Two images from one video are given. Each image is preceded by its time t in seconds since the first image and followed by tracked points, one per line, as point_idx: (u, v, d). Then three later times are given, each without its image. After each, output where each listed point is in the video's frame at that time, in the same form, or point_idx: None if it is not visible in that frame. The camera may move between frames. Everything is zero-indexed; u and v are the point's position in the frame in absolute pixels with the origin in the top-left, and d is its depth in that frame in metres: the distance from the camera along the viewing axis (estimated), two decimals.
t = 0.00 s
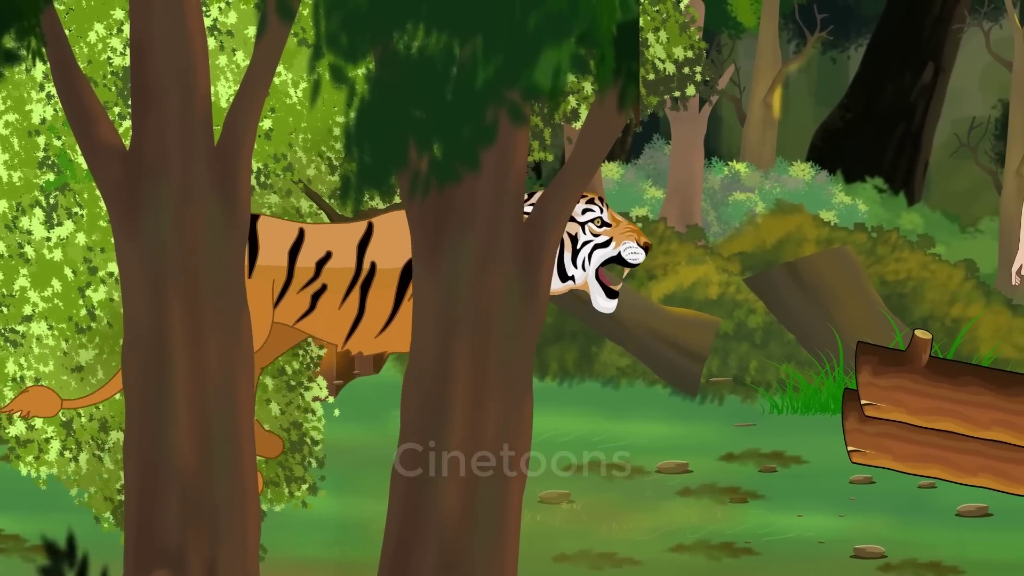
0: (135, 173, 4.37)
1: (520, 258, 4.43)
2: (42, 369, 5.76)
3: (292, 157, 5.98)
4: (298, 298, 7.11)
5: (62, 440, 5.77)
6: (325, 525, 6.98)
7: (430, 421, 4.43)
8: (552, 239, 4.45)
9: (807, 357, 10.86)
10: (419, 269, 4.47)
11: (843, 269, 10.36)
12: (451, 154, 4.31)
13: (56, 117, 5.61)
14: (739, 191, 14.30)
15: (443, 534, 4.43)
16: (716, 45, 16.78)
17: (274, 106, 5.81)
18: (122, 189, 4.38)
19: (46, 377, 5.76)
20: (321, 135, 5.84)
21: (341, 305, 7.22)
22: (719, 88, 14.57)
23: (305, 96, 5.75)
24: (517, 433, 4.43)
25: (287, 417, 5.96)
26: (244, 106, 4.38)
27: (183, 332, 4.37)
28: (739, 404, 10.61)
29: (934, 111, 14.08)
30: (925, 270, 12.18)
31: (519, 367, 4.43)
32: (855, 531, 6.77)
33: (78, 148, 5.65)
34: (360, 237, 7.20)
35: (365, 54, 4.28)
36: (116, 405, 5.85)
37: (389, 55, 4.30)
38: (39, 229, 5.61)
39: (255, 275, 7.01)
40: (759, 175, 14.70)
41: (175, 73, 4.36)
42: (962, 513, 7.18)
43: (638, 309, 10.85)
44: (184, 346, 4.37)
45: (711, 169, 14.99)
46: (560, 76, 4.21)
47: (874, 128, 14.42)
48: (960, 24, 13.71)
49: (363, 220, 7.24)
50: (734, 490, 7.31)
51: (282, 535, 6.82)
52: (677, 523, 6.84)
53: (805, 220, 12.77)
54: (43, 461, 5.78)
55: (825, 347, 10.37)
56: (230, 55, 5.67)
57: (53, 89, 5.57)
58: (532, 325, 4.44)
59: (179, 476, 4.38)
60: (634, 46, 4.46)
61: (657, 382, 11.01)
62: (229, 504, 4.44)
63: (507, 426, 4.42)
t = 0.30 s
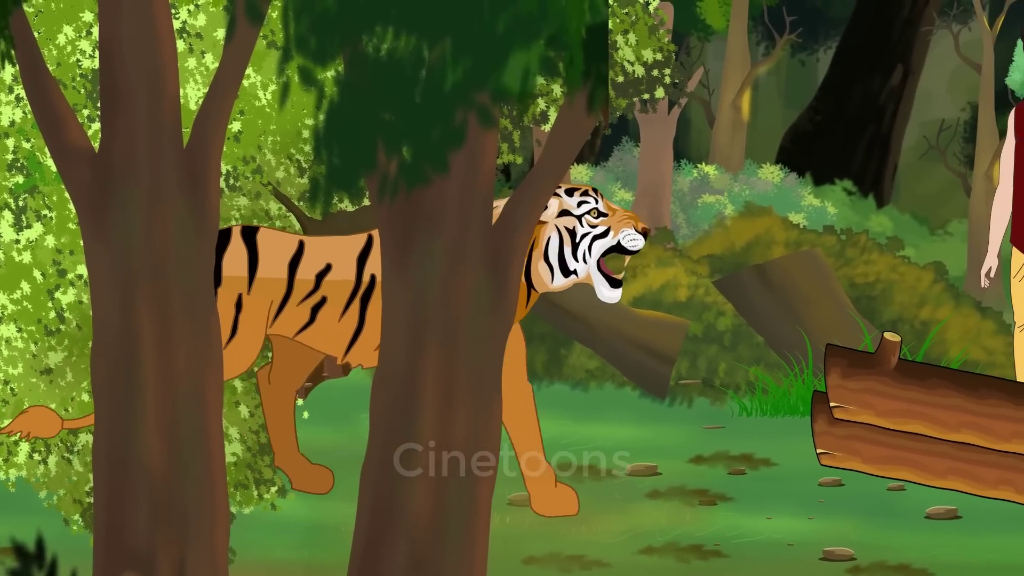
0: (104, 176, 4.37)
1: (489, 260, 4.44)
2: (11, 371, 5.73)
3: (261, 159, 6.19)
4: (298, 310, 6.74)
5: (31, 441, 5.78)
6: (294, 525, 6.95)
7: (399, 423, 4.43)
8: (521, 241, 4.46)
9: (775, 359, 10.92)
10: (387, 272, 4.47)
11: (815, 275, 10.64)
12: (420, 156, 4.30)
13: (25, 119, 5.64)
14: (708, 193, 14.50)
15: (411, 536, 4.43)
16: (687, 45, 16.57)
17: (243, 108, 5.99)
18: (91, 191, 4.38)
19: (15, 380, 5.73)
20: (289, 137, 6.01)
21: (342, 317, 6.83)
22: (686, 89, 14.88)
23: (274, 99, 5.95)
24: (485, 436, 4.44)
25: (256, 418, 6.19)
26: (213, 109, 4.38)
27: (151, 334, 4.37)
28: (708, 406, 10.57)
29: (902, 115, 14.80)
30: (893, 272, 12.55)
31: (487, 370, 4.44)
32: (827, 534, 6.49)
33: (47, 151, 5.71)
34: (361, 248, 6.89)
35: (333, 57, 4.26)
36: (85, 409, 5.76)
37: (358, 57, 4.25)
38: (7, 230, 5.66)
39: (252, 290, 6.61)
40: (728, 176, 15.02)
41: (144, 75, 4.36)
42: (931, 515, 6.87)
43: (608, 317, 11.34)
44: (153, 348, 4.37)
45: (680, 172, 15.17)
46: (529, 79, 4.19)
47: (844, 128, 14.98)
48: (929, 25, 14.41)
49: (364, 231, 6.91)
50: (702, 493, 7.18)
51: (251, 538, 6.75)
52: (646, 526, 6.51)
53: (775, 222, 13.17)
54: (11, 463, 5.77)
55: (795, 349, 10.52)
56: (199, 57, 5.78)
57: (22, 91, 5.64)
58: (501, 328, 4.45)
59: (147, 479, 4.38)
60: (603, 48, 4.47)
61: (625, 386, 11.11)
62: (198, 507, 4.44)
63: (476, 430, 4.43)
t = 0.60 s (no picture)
0: (74, 178, 4.36)
1: (458, 261, 4.44)
2: None
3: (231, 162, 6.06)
4: (297, 305, 6.82)
5: None
6: (263, 527, 6.90)
7: (368, 425, 4.43)
8: (490, 241, 4.47)
9: (745, 362, 10.69)
10: (356, 274, 4.47)
11: (784, 278, 10.43)
12: (389, 158, 4.29)
13: None
14: (677, 196, 13.81)
15: (381, 537, 4.44)
16: (654, 46, 15.79)
17: (212, 110, 5.84)
18: (60, 194, 4.37)
19: None
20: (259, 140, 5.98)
21: (341, 312, 6.84)
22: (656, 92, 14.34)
23: (243, 101, 5.82)
24: (455, 437, 4.44)
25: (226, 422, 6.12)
26: (182, 112, 4.40)
27: (120, 335, 4.36)
28: (677, 409, 10.34)
29: (872, 116, 14.15)
30: (862, 274, 12.28)
31: (457, 371, 4.45)
32: (795, 536, 6.48)
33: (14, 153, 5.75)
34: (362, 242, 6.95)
35: (302, 59, 4.24)
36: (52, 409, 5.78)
37: (327, 59, 4.23)
38: None
39: (253, 282, 6.75)
40: (697, 180, 14.15)
41: (114, 78, 4.36)
42: (900, 517, 6.80)
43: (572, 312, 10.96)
44: (122, 350, 4.36)
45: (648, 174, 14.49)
46: (499, 82, 4.18)
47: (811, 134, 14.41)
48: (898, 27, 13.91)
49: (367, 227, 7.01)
50: (672, 495, 7.16)
51: (219, 538, 6.73)
52: (615, 529, 6.49)
53: (743, 224, 12.72)
54: None
55: (764, 352, 10.30)
56: (167, 60, 5.73)
57: None
58: (470, 329, 4.45)
59: (117, 481, 4.38)
60: (572, 50, 4.44)
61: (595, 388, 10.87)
62: (167, 507, 4.45)
63: (445, 431, 4.43)
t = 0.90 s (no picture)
0: (43, 180, 4.34)
1: (427, 265, 4.46)
2: None
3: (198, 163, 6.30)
4: (298, 310, 6.87)
5: None
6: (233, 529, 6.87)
7: (336, 428, 4.43)
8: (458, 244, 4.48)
9: (714, 365, 10.56)
10: (325, 278, 4.46)
11: (752, 279, 10.75)
12: (358, 160, 4.28)
13: None
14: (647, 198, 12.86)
15: (349, 541, 4.44)
16: (624, 51, 13.60)
17: (181, 112, 6.13)
18: (29, 196, 4.34)
19: None
20: (227, 142, 6.25)
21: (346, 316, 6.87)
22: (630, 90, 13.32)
23: (212, 103, 6.15)
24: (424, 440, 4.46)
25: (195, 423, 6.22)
26: (151, 114, 4.40)
27: (89, 339, 4.36)
28: (646, 411, 10.18)
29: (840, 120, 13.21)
30: (831, 276, 12.12)
31: (425, 374, 4.47)
32: (762, 537, 6.49)
33: None
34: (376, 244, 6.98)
35: (271, 61, 4.21)
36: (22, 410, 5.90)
37: (295, 61, 4.20)
38: None
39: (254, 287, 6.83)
40: (665, 182, 13.10)
41: (84, 79, 4.36)
42: (869, 519, 6.79)
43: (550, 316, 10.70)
44: (91, 354, 4.36)
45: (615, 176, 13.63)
46: (467, 84, 4.17)
47: (780, 135, 13.19)
48: (867, 29, 13.10)
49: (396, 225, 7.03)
50: (641, 498, 7.15)
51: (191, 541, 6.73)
52: (585, 531, 6.50)
53: (713, 227, 12.32)
54: None
55: (732, 353, 10.43)
56: (137, 62, 6.07)
57: None
58: (438, 332, 4.47)
59: (86, 485, 4.38)
60: (540, 53, 4.47)
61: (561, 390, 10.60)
62: (136, 511, 4.46)
63: (414, 434, 4.45)
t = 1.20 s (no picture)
0: (11, 182, 4.33)
1: (396, 267, 4.46)
2: None
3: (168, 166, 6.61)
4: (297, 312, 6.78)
5: None
6: (202, 531, 6.81)
7: (306, 431, 4.43)
8: (427, 246, 4.50)
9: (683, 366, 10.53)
10: (294, 280, 4.46)
11: (721, 282, 10.50)
12: (327, 163, 4.25)
13: None
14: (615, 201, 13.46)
15: (319, 543, 4.44)
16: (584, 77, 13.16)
17: (150, 115, 6.45)
18: None
19: None
20: (196, 145, 6.49)
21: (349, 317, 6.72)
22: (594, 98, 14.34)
23: (181, 106, 6.42)
24: (393, 442, 4.47)
25: (164, 425, 6.12)
26: (120, 116, 4.42)
27: (58, 342, 4.36)
28: (616, 413, 10.06)
29: (810, 120, 13.78)
30: (800, 278, 11.99)
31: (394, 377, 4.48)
32: (732, 540, 6.47)
33: None
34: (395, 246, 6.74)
35: (241, 64, 4.16)
36: None
37: (265, 64, 4.15)
38: None
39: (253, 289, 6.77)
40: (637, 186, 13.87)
41: (53, 81, 4.36)
42: (839, 522, 6.75)
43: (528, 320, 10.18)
44: (60, 357, 4.37)
45: (588, 180, 14.16)
46: (436, 86, 4.15)
47: (750, 136, 13.89)
48: (836, 32, 13.64)
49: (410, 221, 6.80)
50: (611, 500, 7.15)
51: (157, 543, 6.65)
52: (554, 534, 6.48)
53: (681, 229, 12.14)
54: None
55: (703, 357, 10.27)
56: (106, 64, 6.15)
57: None
58: (408, 335, 4.49)
59: (55, 488, 4.39)
60: (510, 55, 4.46)
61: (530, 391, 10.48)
62: (105, 513, 4.47)
63: (383, 437, 4.46)
